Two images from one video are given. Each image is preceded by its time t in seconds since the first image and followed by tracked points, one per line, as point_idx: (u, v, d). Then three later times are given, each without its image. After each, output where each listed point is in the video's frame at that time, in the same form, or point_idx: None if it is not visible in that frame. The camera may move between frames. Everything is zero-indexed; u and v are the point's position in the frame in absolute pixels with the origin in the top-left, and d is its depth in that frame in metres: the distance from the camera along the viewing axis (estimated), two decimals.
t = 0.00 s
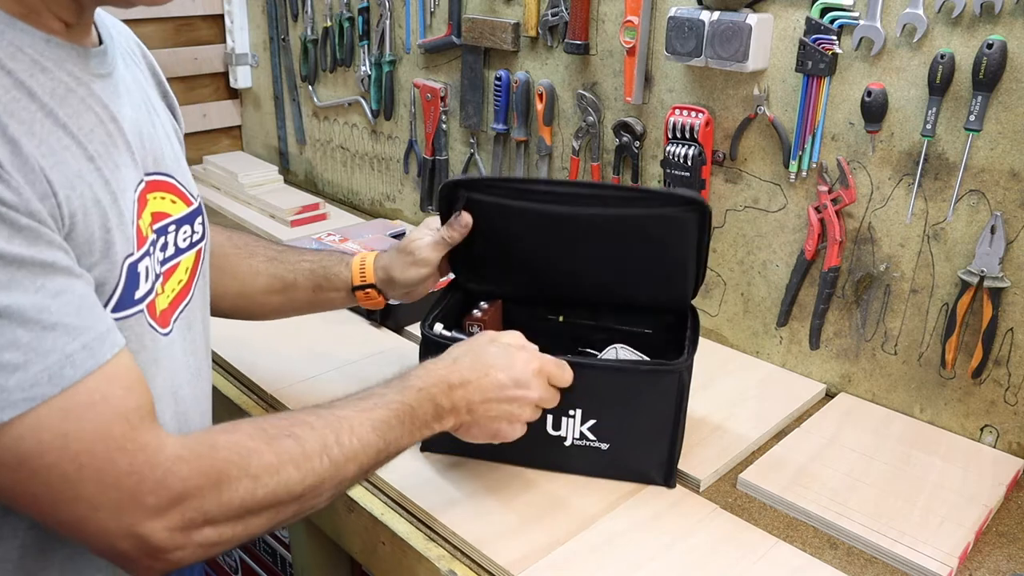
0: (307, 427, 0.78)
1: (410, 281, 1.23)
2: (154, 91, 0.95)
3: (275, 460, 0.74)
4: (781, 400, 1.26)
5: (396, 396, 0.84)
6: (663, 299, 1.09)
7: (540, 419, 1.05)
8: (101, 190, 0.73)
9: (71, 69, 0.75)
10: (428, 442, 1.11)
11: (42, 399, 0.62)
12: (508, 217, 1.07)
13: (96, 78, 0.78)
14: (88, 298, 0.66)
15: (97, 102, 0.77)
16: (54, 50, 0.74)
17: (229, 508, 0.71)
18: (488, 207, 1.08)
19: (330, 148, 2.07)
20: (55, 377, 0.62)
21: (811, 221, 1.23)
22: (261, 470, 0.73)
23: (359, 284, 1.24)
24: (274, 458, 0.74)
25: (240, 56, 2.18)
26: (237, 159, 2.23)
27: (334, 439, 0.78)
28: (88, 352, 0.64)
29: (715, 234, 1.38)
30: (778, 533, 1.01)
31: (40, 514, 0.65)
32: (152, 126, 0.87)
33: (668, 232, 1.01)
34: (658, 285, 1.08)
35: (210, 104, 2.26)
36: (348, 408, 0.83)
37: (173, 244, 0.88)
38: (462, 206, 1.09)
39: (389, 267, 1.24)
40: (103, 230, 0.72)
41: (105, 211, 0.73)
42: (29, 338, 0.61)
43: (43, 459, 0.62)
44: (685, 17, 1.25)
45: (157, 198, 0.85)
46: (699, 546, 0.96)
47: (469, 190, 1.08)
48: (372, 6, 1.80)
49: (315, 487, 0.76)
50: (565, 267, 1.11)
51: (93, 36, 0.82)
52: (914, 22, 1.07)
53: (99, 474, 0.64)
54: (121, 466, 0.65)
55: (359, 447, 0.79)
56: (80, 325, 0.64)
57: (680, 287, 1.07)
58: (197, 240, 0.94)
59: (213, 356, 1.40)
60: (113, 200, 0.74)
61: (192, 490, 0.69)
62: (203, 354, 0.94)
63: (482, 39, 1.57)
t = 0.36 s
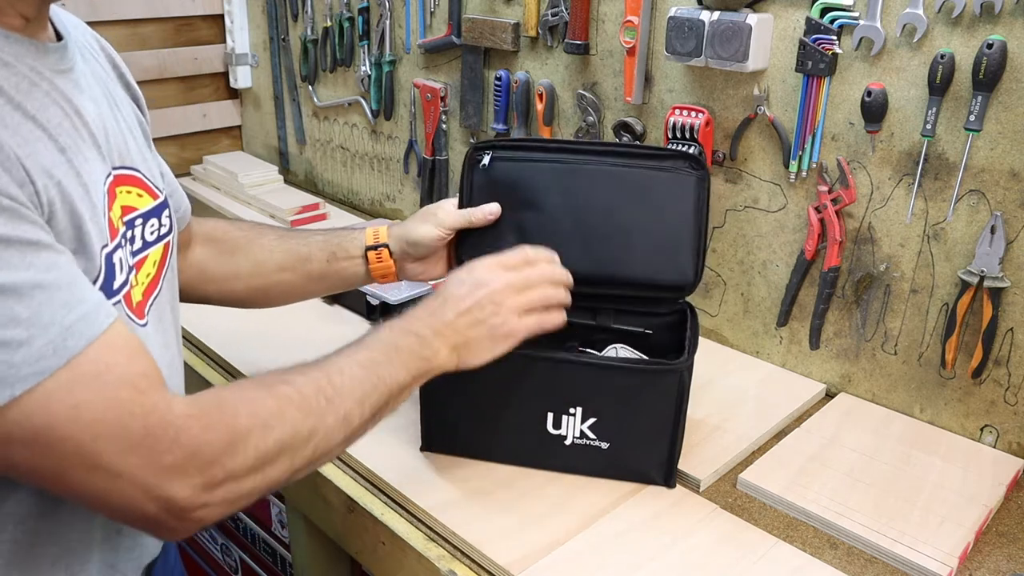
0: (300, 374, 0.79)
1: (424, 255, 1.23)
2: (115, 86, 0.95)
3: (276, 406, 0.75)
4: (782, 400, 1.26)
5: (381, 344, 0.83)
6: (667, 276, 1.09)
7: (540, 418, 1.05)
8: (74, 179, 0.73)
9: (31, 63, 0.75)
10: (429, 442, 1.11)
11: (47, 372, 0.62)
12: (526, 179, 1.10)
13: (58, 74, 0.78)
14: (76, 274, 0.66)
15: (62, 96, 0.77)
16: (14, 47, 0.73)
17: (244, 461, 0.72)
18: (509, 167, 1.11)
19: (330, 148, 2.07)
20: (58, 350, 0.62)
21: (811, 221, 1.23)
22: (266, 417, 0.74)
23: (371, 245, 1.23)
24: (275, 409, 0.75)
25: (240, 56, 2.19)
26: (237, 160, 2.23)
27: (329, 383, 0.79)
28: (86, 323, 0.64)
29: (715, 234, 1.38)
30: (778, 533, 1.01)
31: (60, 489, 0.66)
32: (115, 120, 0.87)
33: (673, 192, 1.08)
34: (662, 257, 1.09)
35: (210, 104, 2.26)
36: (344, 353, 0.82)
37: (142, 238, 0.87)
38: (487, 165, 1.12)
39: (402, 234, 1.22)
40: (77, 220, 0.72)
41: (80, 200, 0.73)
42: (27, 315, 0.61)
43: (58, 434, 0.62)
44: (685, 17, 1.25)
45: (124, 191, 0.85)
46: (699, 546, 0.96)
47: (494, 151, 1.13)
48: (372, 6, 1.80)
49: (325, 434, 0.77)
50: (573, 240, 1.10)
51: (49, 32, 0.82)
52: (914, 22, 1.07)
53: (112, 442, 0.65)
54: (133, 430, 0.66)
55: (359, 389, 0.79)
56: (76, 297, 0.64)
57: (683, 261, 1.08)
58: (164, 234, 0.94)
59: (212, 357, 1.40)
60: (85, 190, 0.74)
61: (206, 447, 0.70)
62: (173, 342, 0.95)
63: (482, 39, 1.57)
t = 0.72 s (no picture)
0: (333, 310, 0.84)
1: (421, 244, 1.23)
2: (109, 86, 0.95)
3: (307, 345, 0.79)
4: (781, 400, 1.26)
5: (402, 286, 0.91)
6: (667, 277, 1.09)
7: (540, 419, 1.05)
8: (74, 173, 0.74)
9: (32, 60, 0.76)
10: (430, 441, 1.11)
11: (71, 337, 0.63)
12: (525, 177, 1.10)
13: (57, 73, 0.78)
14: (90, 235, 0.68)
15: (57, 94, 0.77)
16: (12, 45, 0.73)
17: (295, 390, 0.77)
18: (509, 165, 1.11)
19: (330, 148, 2.07)
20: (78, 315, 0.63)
21: (811, 221, 1.23)
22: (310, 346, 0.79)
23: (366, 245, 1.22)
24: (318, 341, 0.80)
25: (240, 56, 2.19)
26: (237, 159, 2.24)
27: (361, 315, 0.84)
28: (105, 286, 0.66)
29: (715, 234, 1.38)
30: (778, 533, 1.01)
31: (122, 426, 0.69)
32: (109, 118, 0.87)
33: (674, 190, 1.07)
34: (664, 256, 1.09)
35: (210, 104, 2.26)
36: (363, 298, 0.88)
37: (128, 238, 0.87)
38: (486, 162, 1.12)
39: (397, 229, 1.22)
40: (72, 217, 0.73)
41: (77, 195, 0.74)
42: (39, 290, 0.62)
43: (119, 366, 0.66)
44: (685, 17, 1.25)
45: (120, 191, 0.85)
46: (699, 546, 0.96)
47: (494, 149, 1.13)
48: (372, 7, 1.80)
49: (365, 361, 0.83)
50: (573, 240, 1.10)
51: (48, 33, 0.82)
52: (914, 22, 1.07)
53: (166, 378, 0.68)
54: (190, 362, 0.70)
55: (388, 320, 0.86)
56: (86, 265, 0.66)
57: (682, 263, 1.09)
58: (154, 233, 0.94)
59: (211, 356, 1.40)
60: (83, 184, 0.75)
61: (260, 376, 0.75)
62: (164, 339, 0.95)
63: (482, 39, 1.56)
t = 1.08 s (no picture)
0: (217, 425, 0.77)
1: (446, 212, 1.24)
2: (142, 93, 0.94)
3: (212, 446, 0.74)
4: (781, 400, 1.26)
5: (312, 392, 0.82)
6: (667, 275, 1.09)
7: (540, 419, 1.05)
8: (43, 203, 0.71)
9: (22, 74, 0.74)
10: (430, 442, 1.11)
11: None
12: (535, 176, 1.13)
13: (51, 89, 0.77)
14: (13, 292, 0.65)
15: (47, 110, 0.75)
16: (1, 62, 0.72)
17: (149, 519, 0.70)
18: (520, 166, 1.14)
19: (330, 148, 2.07)
20: None
21: (811, 221, 1.23)
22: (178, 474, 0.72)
23: (387, 215, 1.23)
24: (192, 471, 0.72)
25: (240, 56, 2.19)
26: (237, 159, 2.24)
27: (246, 432, 0.77)
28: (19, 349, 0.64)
29: (715, 234, 1.38)
30: (778, 533, 1.01)
31: None
32: (120, 132, 0.85)
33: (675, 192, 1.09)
34: (663, 256, 1.09)
35: (210, 104, 2.26)
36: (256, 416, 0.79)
37: (139, 254, 0.87)
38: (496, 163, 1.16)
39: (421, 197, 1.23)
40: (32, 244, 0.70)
41: (43, 224, 0.71)
42: None
43: None
44: (685, 17, 1.25)
45: (117, 209, 0.83)
46: (699, 546, 0.96)
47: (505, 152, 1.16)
48: (372, 6, 1.80)
49: (240, 486, 0.74)
50: (574, 238, 1.11)
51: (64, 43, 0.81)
52: (914, 22, 1.07)
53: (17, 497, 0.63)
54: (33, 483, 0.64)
55: (280, 440, 0.77)
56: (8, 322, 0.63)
57: (683, 262, 1.09)
58: (159, 254, 0.91)
59: (211, 355, 1.40)
60: (54, 216, 0.72)
61: (110, 502, 0.68)
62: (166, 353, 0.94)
63: (482, 39, 1.56)
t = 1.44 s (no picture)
0: (198, 475, 0.76)
1: (449, 212, 1.23)
2: (153, 95, 0.93)
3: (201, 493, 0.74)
4: (781, 400, 1.26)
5: (293, 445, 0.82)
6: (667, 276, 1.09)
7: (539, 418, 1.05)
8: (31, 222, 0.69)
9: (23, 85, 0.72)
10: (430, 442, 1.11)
11: None
12: (536, 174, 1.13)
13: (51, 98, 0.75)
14: None
15: (47, 122, 0.73)
16: None
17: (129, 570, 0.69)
18: (520, 164, 1.14)
19: (330, 148, 2.07)
20: None
21: (811, 221, 1.23)
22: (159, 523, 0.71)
23: (390, 215, 1.23)
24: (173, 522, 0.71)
25: (240, 56, 2.19)
26: (238, 159, 2.24)
27: (229, 483, 0.76)
28: None
29: (715, 234, 1.38)
30: (778, 533, 1.01)
31: None
32: (127, 141, 0.83)
33: (676, 192, 1.08)
34: (662, 256, 1.09)
35: (210, 104, 2.26)
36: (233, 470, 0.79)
37: (146, 271, 0.85)
38: (497, 159, 1.16)
39: (422, 196, 1.22)
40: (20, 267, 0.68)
41: (35, 247, 0.69)
42: None
43: None
44: (685, 17, 1.25)
45: (121, 224, 0.81)
46: (699, 546, 0.96)
47: (506, 146, 1.16)
48: (372, 6, 1.80)
49: (223, 536, 0.74)
50: (573, 238, 1.11)
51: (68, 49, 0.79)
52: (914, 22, 1.07)
53: None
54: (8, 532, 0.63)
55: (264, 493, 0.77)
56: None
57: (683, 262, 1.08)
58: (167, 266, 0.89)
59: (211, 355, 1.40)
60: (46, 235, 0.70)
61: (88, 552, 0.67)
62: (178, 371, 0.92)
63: (482, 39, 1.56)
